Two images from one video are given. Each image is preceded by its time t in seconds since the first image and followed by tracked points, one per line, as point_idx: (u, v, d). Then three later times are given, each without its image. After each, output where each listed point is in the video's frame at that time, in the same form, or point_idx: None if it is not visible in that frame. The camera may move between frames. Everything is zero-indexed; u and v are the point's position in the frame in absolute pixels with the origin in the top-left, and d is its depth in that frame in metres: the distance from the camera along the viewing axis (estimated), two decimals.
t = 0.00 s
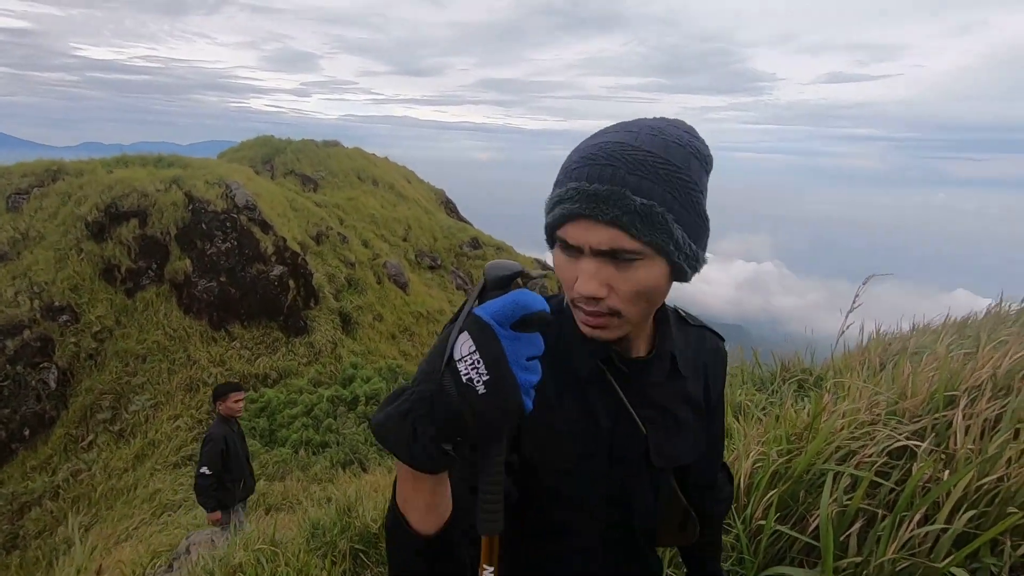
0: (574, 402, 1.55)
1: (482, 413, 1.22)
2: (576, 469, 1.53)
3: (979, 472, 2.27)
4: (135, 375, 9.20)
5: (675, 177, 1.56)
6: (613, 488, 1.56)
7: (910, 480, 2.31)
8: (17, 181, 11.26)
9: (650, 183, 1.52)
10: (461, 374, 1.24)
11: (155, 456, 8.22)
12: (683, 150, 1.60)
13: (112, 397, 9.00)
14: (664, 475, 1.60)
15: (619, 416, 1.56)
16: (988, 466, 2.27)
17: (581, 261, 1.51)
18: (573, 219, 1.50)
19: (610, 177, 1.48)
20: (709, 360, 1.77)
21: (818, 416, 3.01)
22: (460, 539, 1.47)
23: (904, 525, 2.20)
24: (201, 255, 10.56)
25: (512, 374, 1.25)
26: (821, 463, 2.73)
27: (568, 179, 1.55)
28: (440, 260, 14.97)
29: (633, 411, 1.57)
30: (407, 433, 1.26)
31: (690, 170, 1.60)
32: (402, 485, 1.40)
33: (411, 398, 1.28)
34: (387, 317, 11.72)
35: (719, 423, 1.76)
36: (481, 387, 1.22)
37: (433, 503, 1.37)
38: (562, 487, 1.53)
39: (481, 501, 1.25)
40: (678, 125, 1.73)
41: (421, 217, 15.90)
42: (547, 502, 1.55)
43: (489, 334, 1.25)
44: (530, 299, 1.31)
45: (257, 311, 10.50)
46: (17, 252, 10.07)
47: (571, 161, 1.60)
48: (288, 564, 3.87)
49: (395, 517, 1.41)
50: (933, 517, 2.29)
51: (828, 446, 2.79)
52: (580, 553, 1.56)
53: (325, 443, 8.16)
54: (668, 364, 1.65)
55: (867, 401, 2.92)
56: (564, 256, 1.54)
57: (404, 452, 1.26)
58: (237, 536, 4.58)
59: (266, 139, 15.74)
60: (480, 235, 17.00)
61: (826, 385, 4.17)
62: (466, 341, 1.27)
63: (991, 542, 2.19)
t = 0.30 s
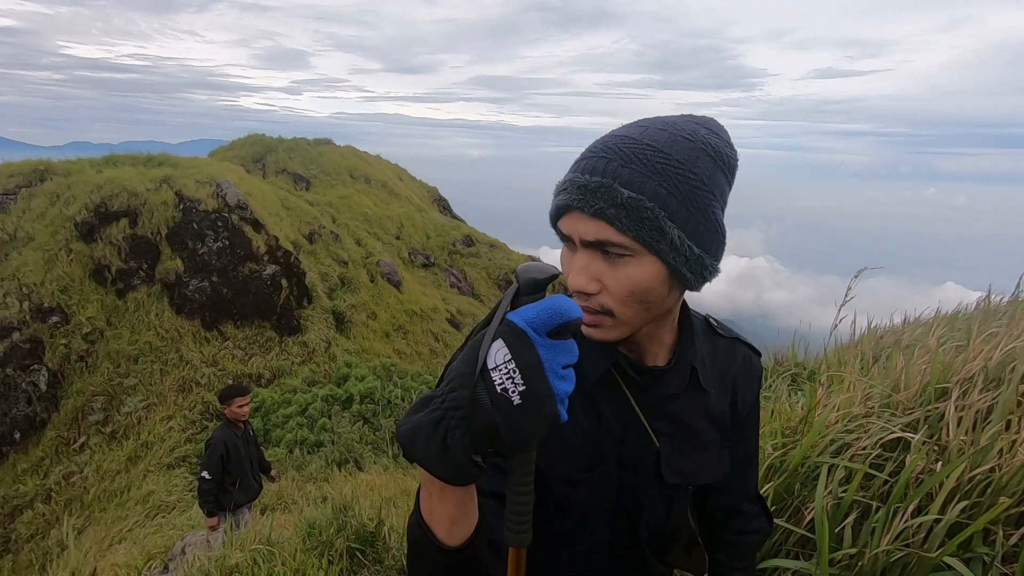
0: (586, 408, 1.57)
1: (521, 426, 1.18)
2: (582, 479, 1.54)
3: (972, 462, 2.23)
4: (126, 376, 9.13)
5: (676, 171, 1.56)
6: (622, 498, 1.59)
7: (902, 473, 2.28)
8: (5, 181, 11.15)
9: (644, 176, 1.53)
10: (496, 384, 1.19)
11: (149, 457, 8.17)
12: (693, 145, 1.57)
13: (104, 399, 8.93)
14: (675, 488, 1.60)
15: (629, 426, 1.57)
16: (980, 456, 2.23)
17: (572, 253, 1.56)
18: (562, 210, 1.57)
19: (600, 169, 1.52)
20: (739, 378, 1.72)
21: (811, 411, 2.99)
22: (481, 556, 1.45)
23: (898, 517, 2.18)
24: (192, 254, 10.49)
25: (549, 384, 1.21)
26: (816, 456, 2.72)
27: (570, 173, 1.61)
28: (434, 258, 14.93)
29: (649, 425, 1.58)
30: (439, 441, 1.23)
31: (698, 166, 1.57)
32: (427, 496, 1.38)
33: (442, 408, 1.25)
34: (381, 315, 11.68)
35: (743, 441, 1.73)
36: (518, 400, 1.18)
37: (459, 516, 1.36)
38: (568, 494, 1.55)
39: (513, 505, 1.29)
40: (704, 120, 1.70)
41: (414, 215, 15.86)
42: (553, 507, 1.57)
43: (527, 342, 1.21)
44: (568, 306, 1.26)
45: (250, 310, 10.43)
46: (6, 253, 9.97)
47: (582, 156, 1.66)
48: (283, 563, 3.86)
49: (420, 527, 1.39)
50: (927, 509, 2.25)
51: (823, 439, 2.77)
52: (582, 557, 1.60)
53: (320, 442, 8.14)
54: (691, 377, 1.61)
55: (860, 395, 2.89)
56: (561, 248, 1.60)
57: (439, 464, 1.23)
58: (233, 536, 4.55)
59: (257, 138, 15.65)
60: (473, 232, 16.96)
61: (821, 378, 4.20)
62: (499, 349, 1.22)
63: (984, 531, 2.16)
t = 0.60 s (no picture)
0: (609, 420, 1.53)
1: (560, 437, 1.20)
2: (601, 492, 1.53)
3: (959, 455, 2.16)
4: (118, 378, 9.06)
5: (754, 175, 1.41)
6: (643, 510, 1.55)
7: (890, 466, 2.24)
8: None
9: (740, 189, 1.38)
10: (537, 395, 1.20)
11: (141, 459, 8.12)
12: (760, 135, 1.44)
13: (95, 401, 8.86)
14: (698, 500, 1.55)
15: (652, 437, 1.52)
16: (967, 449, 2.17)
17: (654, 280, 1.39)
18: (647, 236, 1.35)
19: (693, 190, 1.32)
20: (761, 383, 1.63)
21: (801, 407, 2.97)
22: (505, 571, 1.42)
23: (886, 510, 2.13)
24: (183, 255, 10.43)
25: (589, 397, 1.23)
26: (806, 450, 2.71)
27: (639, 185, 1.37)
28: (427, 256, 14.89)
29: (673, 436, 1.53)
30: (474, 451, 1.23)
31: (769, 163, 1.44)
32: (455, 508, 1.36)
33: (478, 415, 1.25)
34: (374, 314, 11.64)
35: (767, 448, 1.63)
36: (558, 412, 1.20)
37: (486, 528, 1.35)
38: (588, 506, 1.53)
39: (544, 516, 1.30)
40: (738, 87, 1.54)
41: (407, 214, 15.83)
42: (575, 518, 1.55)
43: (570, 353, 1.23)
44: (611, 317, 1.27)
45: (242, 310, 10.37)
46: None
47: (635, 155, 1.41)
48: (280, 563, 3.85)
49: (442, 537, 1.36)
50: (915, 502, 2.20)
51: (813, 435, 2.76)
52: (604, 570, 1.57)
53: (314, 442, 8.10)
54: (713, 386, 1.56)
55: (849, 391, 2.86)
56: (629, 270, 1.41)
57: (475, 471, 1.23)
58: (228, 535, 4.54)
59: (247, 137, 15.55)
60: (466, 230, 16.93)
61: (814, 374, 4.22)
62: (539, 360, 1.23)
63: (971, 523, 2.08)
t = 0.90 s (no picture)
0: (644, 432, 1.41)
1: (639, 464, 1.05)
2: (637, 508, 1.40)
3: (944, 450, 2.14)
4: (107, 381, 8.97)
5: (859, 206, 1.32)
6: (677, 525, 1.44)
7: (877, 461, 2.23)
8: None
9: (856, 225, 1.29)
10: (617, 419, 1.05)
11: (132, 463, 8.05)
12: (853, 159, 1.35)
13: (84, 405, 8.76)
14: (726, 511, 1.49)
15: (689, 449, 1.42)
16: (952, 444, 2.15)
17: (764, 318, 1.25)
18: (778, 277, 1.20)
19: (841, 234, 1.20)
20: (781, 389, 1.63)
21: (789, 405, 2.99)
22: None
23: (873, 505, 2.11)
24: (172, 257, 10.36)
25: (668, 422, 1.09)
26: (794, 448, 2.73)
27: (778, 220, 1.20)
28: (419, 256, 14.83)
29: (706, 446, 1.46)
30: (547, 473, 1.06)
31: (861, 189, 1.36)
32: (515, 535, 1.15)
33: (549, 435, 1.08)
34: (367, 315, 11.59)
35: (782, 455, 1.63)
36: (638, 437, 1.05)
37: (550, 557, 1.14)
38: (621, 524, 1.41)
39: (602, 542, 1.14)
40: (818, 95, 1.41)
41: (399, 214, 15.78)
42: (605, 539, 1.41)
43: (650, 374, 1.08)
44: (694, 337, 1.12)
45: (233, 312, 10.30)
46: None
47: (735, 180, 1.23)
48: (273, 567, 3.81)
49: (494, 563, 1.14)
50: (902, 497, 2.17)
51: (802, 432, 2.78)
52: None
53: (307, 443, 8.05)
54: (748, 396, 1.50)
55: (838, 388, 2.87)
56: (733, 305, 1.25)
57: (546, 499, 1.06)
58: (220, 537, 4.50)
59: (236, 137, 15.44)
60: (458, 229, 16.88)
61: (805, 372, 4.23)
62: (618, 380, 1.07)
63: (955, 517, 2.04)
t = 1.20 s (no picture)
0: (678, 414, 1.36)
1: (683, 474, 1.00)
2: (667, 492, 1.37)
3: (935, 442, 2.14)
4: (100, 383, 8.92)
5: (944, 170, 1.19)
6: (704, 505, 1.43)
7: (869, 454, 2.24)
8: None
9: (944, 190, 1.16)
10: (663, 428, 0.99)
11: (126, 465, 8.01)
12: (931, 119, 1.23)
13: (77, 407, 8.69)
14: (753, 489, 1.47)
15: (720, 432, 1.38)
16: (943, 436, 2.15)
17: (845, 290, 1.10)
18: (878, 244, 1.05)
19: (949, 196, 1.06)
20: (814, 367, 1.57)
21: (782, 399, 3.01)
22: None
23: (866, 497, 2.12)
24: (165, 258, 10.30)
25: (713, 430, 1.03)
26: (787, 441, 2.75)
27: (885, 180, 1.05)
28: (413, 255, 14.80)
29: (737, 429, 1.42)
30: (589, 483, 1.02)
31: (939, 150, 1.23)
32: (547, 534, 1.08)
33: (591, 441, 1.03)
34: (361, 314, 11.55)
35: (811, 432, 1.61)
36: (684, 446, 0.99)
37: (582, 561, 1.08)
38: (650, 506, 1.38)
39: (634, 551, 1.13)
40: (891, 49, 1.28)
41: (392, 213, 15.75)
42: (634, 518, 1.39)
43: (698, 380, 1.02)
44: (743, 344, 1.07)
45: (226, 312, 10.26)
46: None
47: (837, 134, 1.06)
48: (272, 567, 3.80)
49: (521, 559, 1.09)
50: (894, 489, 2.18)
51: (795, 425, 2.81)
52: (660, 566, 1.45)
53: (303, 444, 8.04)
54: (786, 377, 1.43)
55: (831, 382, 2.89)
56: (809, 275, 1.10)
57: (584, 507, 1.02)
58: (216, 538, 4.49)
59: (228, 137, 15.35)
60: (452, 227, 16.86)
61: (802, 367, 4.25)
62: (666, 388, 1.02)
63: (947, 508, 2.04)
